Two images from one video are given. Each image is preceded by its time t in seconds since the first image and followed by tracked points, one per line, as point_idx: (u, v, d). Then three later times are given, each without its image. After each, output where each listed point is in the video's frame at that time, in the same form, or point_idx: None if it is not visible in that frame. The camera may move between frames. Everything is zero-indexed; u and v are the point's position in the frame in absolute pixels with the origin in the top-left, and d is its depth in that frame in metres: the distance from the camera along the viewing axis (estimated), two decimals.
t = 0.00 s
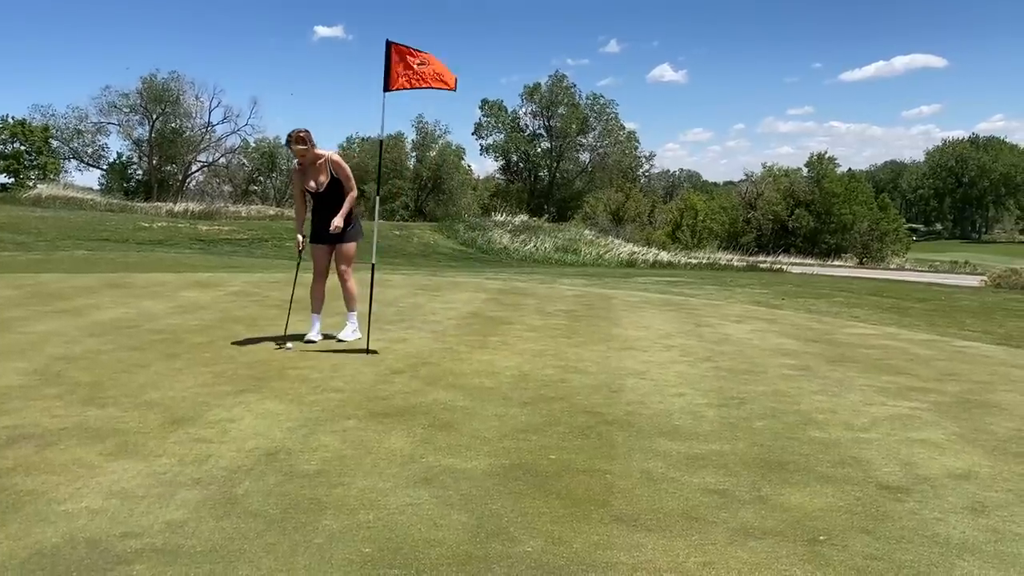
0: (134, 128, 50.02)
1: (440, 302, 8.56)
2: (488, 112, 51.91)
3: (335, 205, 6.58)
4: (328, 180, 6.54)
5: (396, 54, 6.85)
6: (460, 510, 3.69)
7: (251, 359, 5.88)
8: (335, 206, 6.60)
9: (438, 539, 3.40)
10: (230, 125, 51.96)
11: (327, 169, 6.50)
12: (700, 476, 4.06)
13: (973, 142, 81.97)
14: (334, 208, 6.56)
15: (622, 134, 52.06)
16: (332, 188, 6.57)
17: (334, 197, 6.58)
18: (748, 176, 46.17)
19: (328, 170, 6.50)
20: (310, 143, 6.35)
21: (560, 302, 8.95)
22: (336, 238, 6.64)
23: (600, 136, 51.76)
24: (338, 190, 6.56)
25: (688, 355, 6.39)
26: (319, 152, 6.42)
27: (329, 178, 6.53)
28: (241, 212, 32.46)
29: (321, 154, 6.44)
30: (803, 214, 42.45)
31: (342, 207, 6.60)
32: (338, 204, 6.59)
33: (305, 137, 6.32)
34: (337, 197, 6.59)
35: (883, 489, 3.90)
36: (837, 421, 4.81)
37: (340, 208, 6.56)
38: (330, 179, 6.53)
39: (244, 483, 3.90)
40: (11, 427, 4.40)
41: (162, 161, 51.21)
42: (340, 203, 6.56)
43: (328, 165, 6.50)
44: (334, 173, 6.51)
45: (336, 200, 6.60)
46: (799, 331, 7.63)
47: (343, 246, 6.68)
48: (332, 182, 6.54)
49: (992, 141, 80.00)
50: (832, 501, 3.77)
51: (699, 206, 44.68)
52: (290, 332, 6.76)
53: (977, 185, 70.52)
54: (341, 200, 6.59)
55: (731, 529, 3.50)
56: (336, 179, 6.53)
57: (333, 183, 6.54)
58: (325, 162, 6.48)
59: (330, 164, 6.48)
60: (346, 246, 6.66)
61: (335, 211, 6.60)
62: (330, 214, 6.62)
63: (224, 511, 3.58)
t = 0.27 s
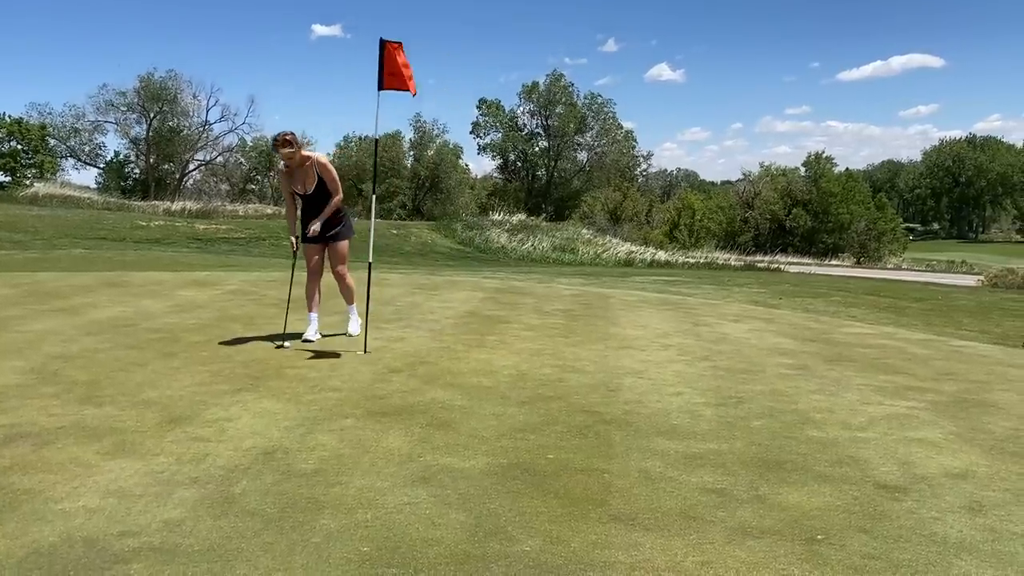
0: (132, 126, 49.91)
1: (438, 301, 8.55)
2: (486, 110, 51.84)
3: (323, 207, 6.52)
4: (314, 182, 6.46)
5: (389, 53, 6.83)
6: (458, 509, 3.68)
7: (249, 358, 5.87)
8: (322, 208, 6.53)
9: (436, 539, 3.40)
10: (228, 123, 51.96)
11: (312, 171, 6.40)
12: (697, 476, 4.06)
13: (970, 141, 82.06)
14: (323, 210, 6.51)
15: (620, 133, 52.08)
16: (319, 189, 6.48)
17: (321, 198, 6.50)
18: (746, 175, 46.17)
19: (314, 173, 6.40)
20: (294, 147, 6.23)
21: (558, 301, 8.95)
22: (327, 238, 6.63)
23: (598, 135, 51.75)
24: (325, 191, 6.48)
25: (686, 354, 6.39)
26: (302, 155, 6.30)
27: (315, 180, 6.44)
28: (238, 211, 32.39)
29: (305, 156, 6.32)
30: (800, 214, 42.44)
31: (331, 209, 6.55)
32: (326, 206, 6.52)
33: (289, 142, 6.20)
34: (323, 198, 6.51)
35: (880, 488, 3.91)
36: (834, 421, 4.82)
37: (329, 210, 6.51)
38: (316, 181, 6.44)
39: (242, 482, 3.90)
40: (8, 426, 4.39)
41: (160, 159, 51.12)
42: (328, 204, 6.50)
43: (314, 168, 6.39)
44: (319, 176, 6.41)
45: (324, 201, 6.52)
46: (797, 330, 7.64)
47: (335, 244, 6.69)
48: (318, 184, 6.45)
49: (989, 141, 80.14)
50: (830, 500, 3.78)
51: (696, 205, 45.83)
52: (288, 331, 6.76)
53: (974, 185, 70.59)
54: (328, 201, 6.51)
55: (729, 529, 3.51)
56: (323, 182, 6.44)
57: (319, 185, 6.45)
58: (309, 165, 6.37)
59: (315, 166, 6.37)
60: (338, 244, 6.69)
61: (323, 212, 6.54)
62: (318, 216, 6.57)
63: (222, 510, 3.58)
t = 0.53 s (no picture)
0: (129, 125, 49.84)
1: (435, 300, 8.55)
2: (484, 110, 51.82)
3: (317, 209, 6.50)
4: (307, 186, 6.44)
5: (386, 51, 6.83)
6: (455, 508, 3.68)
7: (246, 357, 5.86)
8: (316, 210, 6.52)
9: (433, 537, 3.39)
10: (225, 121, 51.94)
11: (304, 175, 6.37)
12: (694, 475, 4.06)
13: (967, 141, 82.20)
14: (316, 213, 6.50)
15: (617, 133, 52.13)
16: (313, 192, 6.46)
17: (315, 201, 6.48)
18: (743, 175, 46.20)
19: (306, 176, 6.38)
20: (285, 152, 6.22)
21: (555, 301, 8.95)
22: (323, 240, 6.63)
23: (596, 134, 51.80)
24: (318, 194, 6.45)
25: (683, 353, 6.39)
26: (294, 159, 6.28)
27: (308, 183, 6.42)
28: (235, 210, 32.32)
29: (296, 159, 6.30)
30: (797, 213, 42.46)
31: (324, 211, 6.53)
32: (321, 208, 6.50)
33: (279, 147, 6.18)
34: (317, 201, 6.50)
35: (877, 487, 3.91)
36: (831, 420, 4.82)
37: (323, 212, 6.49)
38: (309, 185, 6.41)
39: (238, 480, 3.90)
40: (3, 425, 4.38)
41: (157, 158, 51.06)
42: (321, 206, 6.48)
43: (306, 171, 6.37)
44: (311, 179, 6.38)
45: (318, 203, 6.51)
46: (794, 329, 7.64)
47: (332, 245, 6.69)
48: (310, 187, 6.43)
49: (985, 141, 80.32)
50: (826, 499, 3.78)
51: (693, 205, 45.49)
52: (285, 330, 6.75)
53: (971, 185, 70.73)
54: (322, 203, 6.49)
55: (725, 527, 3.51)
56: (315, 185, 6.41)
57: (312, 188, 6.43)
58: (301, 169, 6.35)
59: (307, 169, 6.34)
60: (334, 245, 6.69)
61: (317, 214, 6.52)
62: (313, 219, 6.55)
63: (219, 509, 3.57)
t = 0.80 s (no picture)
0: (126, 124, 49.80)
1: (432, 299, 8.55)
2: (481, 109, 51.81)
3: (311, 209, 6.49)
4: (300, 186, 6.43)
5: (380, 49, 6.82)
6: (451, 507, 3.68)
7: (242, 356, 5.85)
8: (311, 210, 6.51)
9: (429, 537, 3.39)
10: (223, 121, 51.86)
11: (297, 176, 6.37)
12: (690, 474, 4.06)
13: (964, 142, 82.39)
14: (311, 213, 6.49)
15: (615, 132, 52.18)
16: (307, 192, 6.45)
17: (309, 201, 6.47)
18: (740, 174, 46.26)
19: (299, 177, 6.37)
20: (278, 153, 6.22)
21: (552, 300, 8.95)
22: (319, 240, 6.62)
23: (594, 133, 51.85)
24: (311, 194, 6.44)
25: (679, 353, 6.39)
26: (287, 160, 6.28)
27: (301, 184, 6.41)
28: (232, 209, 32.26)
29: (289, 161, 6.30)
30: (795, 213, 42.49)
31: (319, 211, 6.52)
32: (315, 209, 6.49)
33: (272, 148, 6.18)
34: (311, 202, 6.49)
35: (872, 486, 3.91)
36: (827, 419, 4.82)
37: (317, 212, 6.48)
38: (303, 185, 6.41)
39: (234, 480, 3.89)
40: None
41: (154, 157, 51.03)
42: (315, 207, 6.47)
43: (299, 172, 6.36)
44: (304, 180, 6.37)
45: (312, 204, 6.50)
46: (790, 329, 7.64)
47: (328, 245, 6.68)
48: (304, 187, 6.42)
49: (981, 141, 80.50)
50: (822, 498, 3.78)
51: (691, 204, 44.82)
52: (282, 329, 6.75)
53: (967, 184, 70.88)
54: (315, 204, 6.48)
55: (721, 526, 3.51)
56: (308, 186, 6.40)
57: (306, 189, 6.42)
58: (295, 170, 6.35)
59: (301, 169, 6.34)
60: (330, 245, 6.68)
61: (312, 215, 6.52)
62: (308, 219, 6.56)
63: (214, 508, 3.57)
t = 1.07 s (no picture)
0: (123, 123, 49.74)
1: (430, 299, 8.54)
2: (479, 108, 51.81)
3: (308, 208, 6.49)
4: (297, 186, 6.43)
5: (374, 48, 6.81)
6: (447, 506, 3.68)
7: (239, 355, 5.85)
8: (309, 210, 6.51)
9: (426, 536, 3.39)
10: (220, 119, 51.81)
11: (294, 175, 6.37)
12: (687, 473, 4.06)
13: (962, 142, 82.38)
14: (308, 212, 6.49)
15: (613, 131, 52.19)
16: (303, 192, 6.45)
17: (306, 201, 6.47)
18: (738, 173, 46.26)
19: (296, 177, 6.37)
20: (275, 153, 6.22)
21: (550, 299, 8.94)
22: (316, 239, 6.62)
23: (591, 132, 51.87)
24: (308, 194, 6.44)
25: (676, 352, 6.38)
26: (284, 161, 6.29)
27: (298, 184, 6.40)
28: (229, 208, 32.21)
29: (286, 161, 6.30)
30: (792, 212, 42.52)
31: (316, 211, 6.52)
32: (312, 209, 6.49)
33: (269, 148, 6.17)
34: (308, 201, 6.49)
35: (869, 485, 3.91)
36: (824, 418, 4.82)
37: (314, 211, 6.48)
38: (300, 185, 6.40)
39: (231, 479, 3.89)
40: None
41: (151, 156, 50.99)
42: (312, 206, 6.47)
43: (296, 173, 6.36)
44: (301, 180, 6.37)
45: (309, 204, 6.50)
46: (787, 328, 7.65)
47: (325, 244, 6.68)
48: (301, 187, 6.42)
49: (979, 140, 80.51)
50: (819, 498, 3.78)
51: (688, 204, 45.23)
52: (279, 328, 6.74)
53: (965, 184, 70.89)
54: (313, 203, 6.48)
55: (718, 525, 3.51)
56: (305, 185, 6.40)
57: (303, 189, 6.41)
58: (292, 170, 6.34)
59: (297, 169, 6.33)
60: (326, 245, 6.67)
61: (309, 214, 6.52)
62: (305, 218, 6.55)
63: (210, 507, 3.57)
